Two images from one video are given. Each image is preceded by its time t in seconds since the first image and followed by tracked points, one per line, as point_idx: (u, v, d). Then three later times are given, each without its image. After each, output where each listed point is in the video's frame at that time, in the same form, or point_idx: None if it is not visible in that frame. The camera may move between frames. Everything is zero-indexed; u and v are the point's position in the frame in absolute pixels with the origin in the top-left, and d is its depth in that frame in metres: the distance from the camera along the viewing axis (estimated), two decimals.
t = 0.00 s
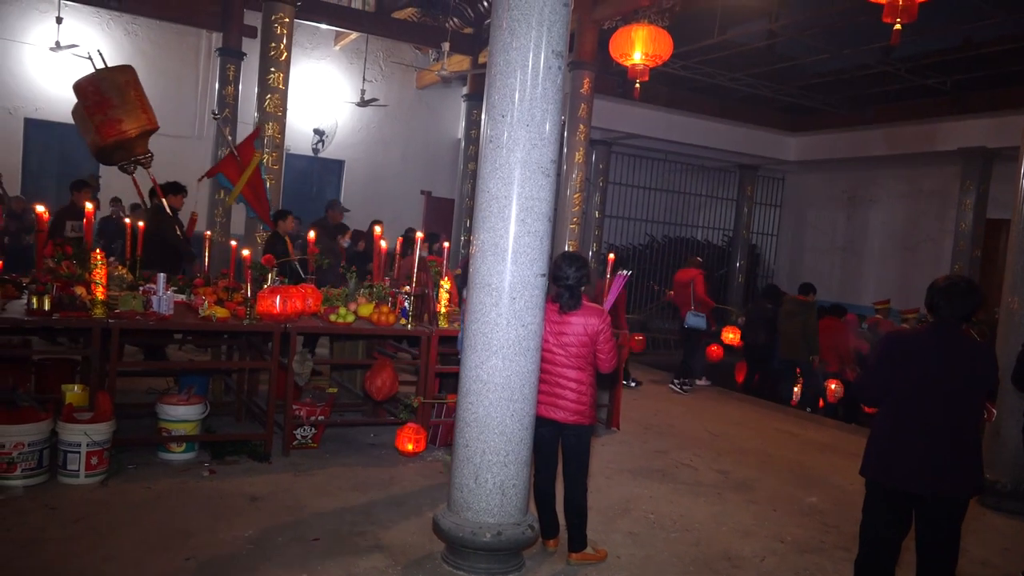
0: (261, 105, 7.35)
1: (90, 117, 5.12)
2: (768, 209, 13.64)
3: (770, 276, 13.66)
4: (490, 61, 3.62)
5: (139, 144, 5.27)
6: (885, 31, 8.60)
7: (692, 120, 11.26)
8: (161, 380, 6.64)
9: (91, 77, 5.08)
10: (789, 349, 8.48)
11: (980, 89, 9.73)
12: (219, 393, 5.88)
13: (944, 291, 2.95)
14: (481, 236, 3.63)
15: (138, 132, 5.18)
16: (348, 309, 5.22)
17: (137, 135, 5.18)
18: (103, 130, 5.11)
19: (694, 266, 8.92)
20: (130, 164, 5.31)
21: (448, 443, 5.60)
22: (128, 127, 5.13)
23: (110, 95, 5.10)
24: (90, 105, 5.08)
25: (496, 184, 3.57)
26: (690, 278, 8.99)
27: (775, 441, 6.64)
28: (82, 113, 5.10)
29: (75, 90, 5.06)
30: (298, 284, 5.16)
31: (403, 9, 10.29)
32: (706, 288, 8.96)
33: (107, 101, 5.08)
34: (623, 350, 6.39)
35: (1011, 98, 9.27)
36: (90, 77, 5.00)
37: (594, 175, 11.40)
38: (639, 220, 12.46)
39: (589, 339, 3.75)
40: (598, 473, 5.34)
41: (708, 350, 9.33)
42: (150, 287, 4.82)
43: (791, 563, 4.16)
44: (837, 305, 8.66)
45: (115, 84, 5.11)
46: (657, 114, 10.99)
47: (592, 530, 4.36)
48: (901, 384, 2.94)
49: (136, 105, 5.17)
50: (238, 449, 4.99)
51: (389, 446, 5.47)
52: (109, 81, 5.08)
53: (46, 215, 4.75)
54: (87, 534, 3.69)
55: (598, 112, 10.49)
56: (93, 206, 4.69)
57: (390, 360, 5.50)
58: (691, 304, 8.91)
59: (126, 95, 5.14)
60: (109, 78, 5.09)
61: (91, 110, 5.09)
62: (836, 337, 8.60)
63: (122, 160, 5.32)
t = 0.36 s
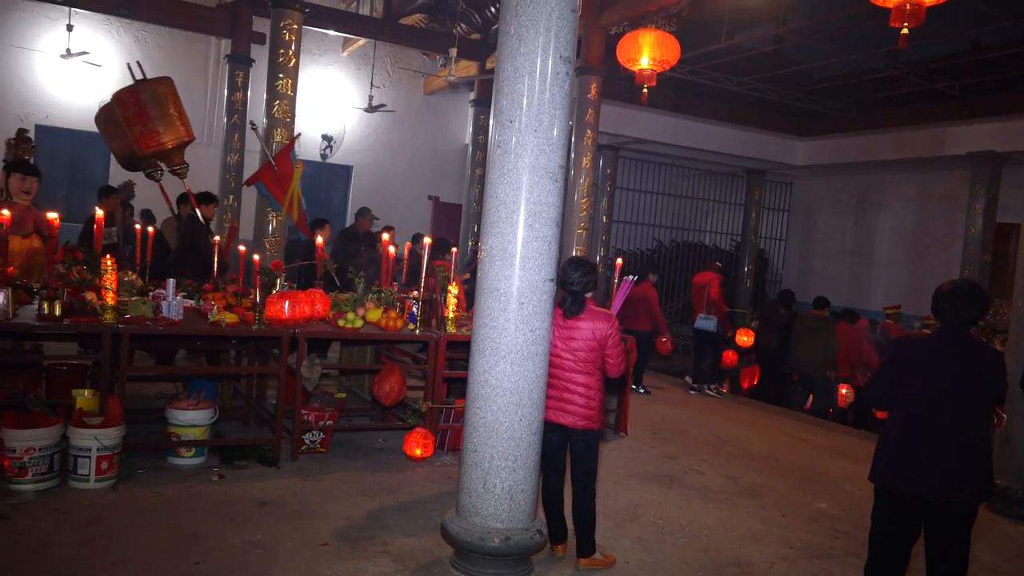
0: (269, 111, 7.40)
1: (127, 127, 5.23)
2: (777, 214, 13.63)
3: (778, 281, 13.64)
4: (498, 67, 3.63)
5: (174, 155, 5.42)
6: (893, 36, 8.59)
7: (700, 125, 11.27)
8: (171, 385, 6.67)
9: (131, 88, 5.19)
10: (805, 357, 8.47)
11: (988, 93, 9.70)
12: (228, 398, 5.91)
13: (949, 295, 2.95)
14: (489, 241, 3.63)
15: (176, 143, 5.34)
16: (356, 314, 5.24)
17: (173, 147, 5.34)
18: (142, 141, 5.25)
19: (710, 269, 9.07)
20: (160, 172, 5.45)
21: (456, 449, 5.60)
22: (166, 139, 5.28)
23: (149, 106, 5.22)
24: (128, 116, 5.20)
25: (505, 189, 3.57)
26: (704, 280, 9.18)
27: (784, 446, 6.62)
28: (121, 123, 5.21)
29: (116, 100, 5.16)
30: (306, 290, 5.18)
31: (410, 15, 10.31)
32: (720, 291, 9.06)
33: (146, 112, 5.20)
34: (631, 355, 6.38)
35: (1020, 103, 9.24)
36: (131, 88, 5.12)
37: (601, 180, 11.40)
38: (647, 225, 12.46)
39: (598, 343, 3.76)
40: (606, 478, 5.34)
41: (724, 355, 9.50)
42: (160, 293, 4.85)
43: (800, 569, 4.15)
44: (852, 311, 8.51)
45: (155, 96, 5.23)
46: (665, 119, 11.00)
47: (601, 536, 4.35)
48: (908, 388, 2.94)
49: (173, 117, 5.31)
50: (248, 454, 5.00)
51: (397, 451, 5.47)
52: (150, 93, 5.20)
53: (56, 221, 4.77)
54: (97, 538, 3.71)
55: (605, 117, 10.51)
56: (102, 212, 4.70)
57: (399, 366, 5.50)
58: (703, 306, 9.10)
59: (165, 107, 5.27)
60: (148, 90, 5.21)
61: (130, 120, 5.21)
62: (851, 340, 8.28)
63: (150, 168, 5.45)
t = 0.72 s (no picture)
0: (282, 115, 7.43)
1: (169, 134, 5.32)
2: (789, 216, 13.58)
3: (790, 283, 13.59)
4: (510, 70, 3.64)
5: (214, 162, 5.51)
6: (907, 36, 8.54)
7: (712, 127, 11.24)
8: (186, 388, 6.71)
9: (175, 96, 5.30)
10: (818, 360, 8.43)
11: (1003, 93, 9.62)
12: (242, 401, 5.94)
13: (962, 298, 2.93)
14: (501, 244, 3.63)
15: (217, 150, 5.40)
16: (369, 317, 5.26)
17: (214, 153, 5.40)
18: (184, 147, 5.32)
19: (730, 272, 9.11)
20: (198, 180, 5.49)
21: (469, 451, 5.61)
22: (207, 146, 5.34)
23: (192, 114, 5.32)
24: (171, 122, 5.30)
25: (517, 193, 3.57)
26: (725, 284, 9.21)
27: (798, 450, 6.60)
28: (165, 130, 5.31)
29: (160, 108, 5.28)
30: (319, 293, 5.21)
31: (422, 18, 10.34)
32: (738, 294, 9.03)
33: (189, 119, 5.30)
34: (644, 357, 6.37)
35: None
36: (177, 95, 5.23)
37: (613, 183, 11.38)
38: (659, 227, 12.43)
39: (610, 345, 3.76)
40: (619, 480, 5.33)
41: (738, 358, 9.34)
42: (174, 296, 4.89)
43: (814, 573, 4.13)
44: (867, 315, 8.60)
45: (198, 104, 5.33)
46: (676, 121, 10.98)
47: (613, 539, 4.34)
48: (922, 391, 2.92)
49: (216, 124, 5.39)
50: (262, 456, 5.01)
51: (409, 454, 5.49)
52: (193, 101, 5.31)
53: (72, 225, 4.81)
54: (113, 540, 3.73)
55: (616, 119, 10.51)
56: (118, 216, 4.74)
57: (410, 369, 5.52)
58: (723, 309, 9.10)
59: (207, 114, 5.36)
60: (191, 98, 5.31)
61: (173, 127, 5.30)
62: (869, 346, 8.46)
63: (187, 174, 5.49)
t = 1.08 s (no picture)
0: (295, 118, 7.51)
1: (210, 139, 5.50)
2: (802, 218, 13.51)
3: (803, 286, 13.52)
4: (522, 72, 3.64)
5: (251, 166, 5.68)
6: (922, 38, 8.48)
7: (725, 129, 11.20)
8: (200, 389, 6.75)
9: (217, 101, 5.47)
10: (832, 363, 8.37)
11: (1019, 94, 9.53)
12: (255, 402, 5.97)
13: (976, 300, 2.90)
14: (513, 247, 3.63)
15: (256, 155, 5.59)
16: (381, 319, 5.26)
17: (253, 158, 5.59)
18: (224, 152, 5.50)
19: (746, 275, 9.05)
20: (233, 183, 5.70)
21: (480, 453, 5.61)
22: (247, 151, 5.54)
23: (233, 120, 5.50)
24: (213, 127, 5.47)
25: (529, 195, 3.57)
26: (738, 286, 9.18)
27: (811, 453, 6.55)
28: (205, 134, 5.48)
29: (202, 112, 5.45)
30: (331, 295, 5.23)
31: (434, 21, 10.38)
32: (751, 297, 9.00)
33: (231, 125, 5.48)
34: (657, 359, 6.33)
35: None
36: (219, 101, 5.40)
37: (625, 185, 11.37)
38: (671, 230, 12.39)
39: (622, 348, 3.75)
40: (631, 483, 5.32)
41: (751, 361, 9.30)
42: (189, 298, 4.93)
43: None
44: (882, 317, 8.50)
45: (239, 110, 5.51)
46: (689, 123, 10.95)
47: (625, 543, 4.32)
48: (935, 394, 2.90)
49: (255, 130, 5.58)
50: (274, 458, 5.03)
51: (421, 455, 5.49)
52: (235, 107, 5.48)
53: (88, 227, 4.86)
54: (127, 541, 3.75)
55: (628, 121, 10.49)
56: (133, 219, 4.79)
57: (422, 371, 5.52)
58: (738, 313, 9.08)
59: (247, 120, 5.55)
60: (232, 104, 5.48)
61: (214, 132, 5.48)
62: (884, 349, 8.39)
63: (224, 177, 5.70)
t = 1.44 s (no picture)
0: (289, 119, 7.50)
1: (237, 143, 5.54)
2: (797, 217, 13.53)
3: (798, 285, 13.54)
4: (516, 72, 3.64)
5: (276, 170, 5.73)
6: (916, 36, 8.51)
7: (719, 128, 11.22)
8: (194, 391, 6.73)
9: (244, 105, 5.50)
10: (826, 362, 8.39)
11: (1013, 93, 9.57)
12: (250, 404, 5.95)
13: (968, 298, 2.91)
14: (508, 247, 3.63)
15: (281, 158, 5.66)
16: (377, 319, 5.22)
17: (279, 163, 5.65)
18: (250, 156, 5.56)
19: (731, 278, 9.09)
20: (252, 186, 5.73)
21: (476, 454, 5.61)
22: (274, 155, 5.60)
23: (259, 124, 5.55)
24: (239, 131, 5.51)
25: (524, 195, 3.57)
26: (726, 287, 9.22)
27: (807, 452, 6.56)
28: (231, 138, 5.50)
29: (227, 116, 5.46)
30: (326, 296, 5.21)
31: (428, 22, 10.38)
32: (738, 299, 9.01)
33: (257, 130, 5.53)
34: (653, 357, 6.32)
35: None
36: (246, 105, 5.44)
37: (619, 185, 11.36)
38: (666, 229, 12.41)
39: (617, 347, 3.75)
40: (627, 483, 5.32)
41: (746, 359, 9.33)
42: (184, 300, 4.91)
43: None
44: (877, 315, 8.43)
45: (265, 114, 5.55)
46: (683, 122, 10.96)
47: (622, 543, 4.32)
48: (928, 392, 2.90)
49: (280, 135, 5.63)
50: (270, 460, 5.02)
51: (417, 456, 5.49)
52: (261, 112, 5.53)
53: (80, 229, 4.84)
54: (122, 544, 3.74)
55: (623, 121, 10.50)
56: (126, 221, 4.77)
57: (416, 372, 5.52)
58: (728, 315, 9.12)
59: (273, 125, 5.60)
60: (259, 108, 5.53)
61: (239, 136, 5.52)
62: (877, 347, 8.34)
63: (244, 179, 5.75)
